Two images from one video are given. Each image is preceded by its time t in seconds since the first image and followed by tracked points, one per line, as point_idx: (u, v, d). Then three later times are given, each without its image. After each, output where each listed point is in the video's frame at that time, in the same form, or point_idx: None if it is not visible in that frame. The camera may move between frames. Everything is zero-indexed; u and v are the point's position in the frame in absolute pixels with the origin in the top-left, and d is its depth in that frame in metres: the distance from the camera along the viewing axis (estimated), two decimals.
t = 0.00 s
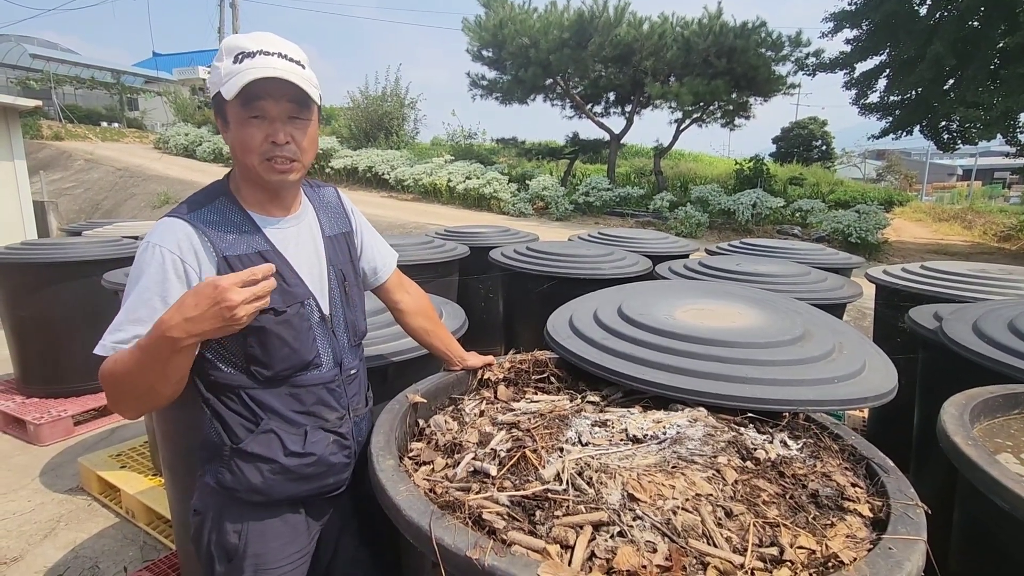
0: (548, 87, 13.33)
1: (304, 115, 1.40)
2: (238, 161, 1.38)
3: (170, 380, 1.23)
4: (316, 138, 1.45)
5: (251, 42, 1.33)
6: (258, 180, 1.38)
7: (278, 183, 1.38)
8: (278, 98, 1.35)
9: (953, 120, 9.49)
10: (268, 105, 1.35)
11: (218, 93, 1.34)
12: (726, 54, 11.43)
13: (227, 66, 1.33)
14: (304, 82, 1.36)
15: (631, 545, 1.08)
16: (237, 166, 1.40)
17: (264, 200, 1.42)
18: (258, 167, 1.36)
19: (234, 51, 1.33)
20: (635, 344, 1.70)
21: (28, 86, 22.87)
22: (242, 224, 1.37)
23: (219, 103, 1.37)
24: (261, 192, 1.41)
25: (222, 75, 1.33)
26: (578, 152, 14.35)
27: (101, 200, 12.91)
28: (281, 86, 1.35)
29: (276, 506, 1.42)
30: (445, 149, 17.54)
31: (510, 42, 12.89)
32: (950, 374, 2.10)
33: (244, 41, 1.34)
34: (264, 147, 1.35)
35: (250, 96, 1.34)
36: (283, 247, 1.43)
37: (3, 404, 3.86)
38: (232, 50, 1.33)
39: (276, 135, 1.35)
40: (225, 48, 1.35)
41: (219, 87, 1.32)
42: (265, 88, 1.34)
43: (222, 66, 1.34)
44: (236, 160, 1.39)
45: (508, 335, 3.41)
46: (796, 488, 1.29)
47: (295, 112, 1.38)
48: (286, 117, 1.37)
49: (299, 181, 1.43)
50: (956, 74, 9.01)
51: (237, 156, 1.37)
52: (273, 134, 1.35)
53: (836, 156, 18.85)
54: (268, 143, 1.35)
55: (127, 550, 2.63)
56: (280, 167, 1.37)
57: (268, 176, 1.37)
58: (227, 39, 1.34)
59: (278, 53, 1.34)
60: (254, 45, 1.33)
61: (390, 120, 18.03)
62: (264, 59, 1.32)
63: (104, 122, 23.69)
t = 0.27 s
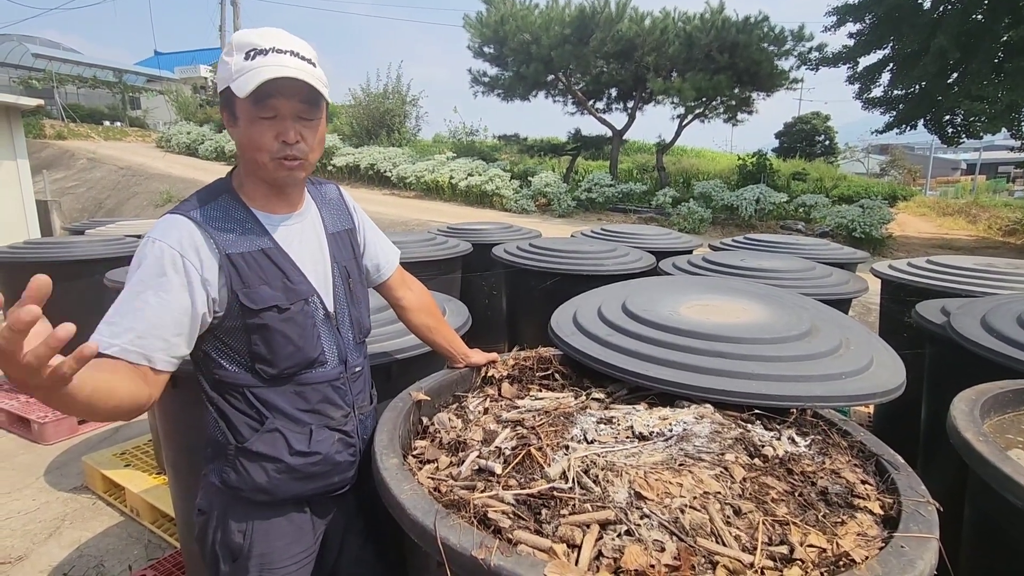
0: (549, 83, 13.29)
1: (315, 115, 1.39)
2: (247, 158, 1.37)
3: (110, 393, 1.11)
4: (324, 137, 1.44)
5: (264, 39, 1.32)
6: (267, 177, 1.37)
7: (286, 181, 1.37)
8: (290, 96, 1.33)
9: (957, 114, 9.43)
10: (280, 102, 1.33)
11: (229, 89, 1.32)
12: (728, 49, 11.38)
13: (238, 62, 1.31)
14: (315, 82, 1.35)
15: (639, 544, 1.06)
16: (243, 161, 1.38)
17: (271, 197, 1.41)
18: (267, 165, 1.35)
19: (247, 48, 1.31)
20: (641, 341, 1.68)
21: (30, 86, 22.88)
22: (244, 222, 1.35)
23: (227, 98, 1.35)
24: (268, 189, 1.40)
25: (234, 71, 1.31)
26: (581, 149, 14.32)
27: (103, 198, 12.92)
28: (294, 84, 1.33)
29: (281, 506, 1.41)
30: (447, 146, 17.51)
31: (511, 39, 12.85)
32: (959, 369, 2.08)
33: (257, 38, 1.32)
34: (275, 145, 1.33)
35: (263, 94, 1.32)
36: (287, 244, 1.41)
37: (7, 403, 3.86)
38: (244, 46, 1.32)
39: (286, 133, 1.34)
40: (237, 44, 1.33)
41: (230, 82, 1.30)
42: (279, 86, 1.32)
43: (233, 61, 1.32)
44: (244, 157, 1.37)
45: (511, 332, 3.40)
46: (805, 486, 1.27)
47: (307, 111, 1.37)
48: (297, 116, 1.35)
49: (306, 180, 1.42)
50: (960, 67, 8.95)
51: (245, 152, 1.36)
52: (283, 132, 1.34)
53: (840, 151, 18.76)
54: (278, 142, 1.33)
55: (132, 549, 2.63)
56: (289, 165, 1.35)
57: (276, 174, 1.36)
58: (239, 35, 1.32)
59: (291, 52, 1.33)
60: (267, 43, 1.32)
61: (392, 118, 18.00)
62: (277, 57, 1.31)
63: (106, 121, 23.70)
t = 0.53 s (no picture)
0: (551, 80, 13.26)
1: (327, 114, 1.40)
2: (257, 153, 1.36)
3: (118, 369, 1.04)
4: (333, 137, 1.44)
5: (283, 37, 1.33)
6: (277, 173, 1.36)
7: (297, 178, 1.37)
8: (307, 93, 1.34)
9: (961, 109, 9.39)
10: (297, 99, 1.34)
11: (244, 83, 1.31)
12: (731, 45, 11.34)
13: (256, 57, 1.30)
14: (331, 81, 1.37)
15: (645, 540, 1.06)
16: (253, 157, 1.37)
17: (278, 193, 1.40)
18: (279, 161, 1.34)
19: (266, 44, 1.31)
20: (645, 337, 1.68)
21: (32, 85, 22.90)
22: (249, 218, 1.35)
23: (240, 92, 1.33)
24: (275, 185, 1.39)
25: (251, 66, 1.30)
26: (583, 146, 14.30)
27: (106, 197, 12.94)
28: (310, 82, 1.34)
29: (285, 503, 1.41)
30: (449, 143, 17.49)
31: (513, 35, 12.83)
32: (964, 365, 2.07)
33: (275, 35, 1.32)
34: (289, 141, 1.33)
35: (280, 91, 1.32)
36: (292, 241, 1.41)
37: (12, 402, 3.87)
38: (263, 42, 1.32)
39: (302, 130, 1.34)
40: (254, 39, 1.32)
41: (247, 77, 1.29)
42: (295, 83, 1.32)
43: (250, 56, 1.31)
44: (254, 152, 1.36)
45: (515, 329, 3.40)
46: (811, 482, 1.27)
47: (320, 110, 1.38)
48: (311, 113, 1.36)
49: (314, 178, 1.42)
50: (965, 61, 8.90)
51: (257, 147, 1.34)
52: (298, 130, 1.34)
53: (842, 147, 18.70)
54: (293, 139, 1.33)
55: (137, 546, 2.63)
56: (301, 162, 1.35)
57: (289, 170, 1.35)
58: (257, 31, 1.32)
59: (309, 51, 1.34)
60: (287, 41, 1.32)
61: (394, 115, 17.99)
62: (296, 54, 1.32)
63: (108, 120, 23.73)
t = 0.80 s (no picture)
0: (552, 77, 13.24)
1: (325, 109, 1.39)
2: (255, 150, 1.36)
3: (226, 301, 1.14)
4: (333, 132, 1.43)
5: (276, 33, 1.32)
6: (275, 171, 1.37)
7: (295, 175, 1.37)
8: (301, 88, 1.33)
9: (964, 105, 9.35)
10: (292, 95, 1.33)
11: (240, 80, 1.31)
12: (733, 41, 11.31)
13: (250, 54, 1.30)
14: (326, 76, 1.36)
15: (648, 540, 1.06)
16: (252, 155, 1.38)
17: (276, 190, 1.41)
18: (277, 158, 1.34)
19: (259, 40, 1.30)
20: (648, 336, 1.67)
21: (33, 84, 22.91)
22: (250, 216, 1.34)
23: (237, 90, 1.34)
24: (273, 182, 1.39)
25: (246, 63, 1.29)
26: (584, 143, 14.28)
27: (108, 196, 12.95)
28: (304, 77, 1.33)
29: (285, 502, 1.40)
30: (450, 141, 17.48)
31: (514, 32, 12.80)
32: (967, 362, 2.07)
33: (268, 31, 1.32)
34: (285, 138, 1.33)
35: (275, 86, 1.31)
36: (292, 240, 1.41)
37: (15, 400, 3.87)
38: (256, 38, 1.31)
39: (297, 127, 1.33)
40: (248, 35, 1.32)
41: (241, 74, 1.29)
42: (289, 79, 1.32)
43: (245, 53, 1.31)
44: (252, 149, 1.36)
45: (516, 328, 3.40)
46: (814, 481, 1.27)
47: (317, 106, 1.37)
48: (308, 109, 1.35)
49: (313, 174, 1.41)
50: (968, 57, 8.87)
51: (254, 145, 1.35)
52: (294, 126, 1.33)
53: (844, 144, 18.65)
54: (289, 135, 1.33)
55: (140, 544, 2.64)
56: (298, 159, 1.35)
57: (285, 167, 1.35)
58: (250, 27, 1.31)
59: (303, 45, 1.33)
60: (280, 36, 1.31)
61: (395, 113, 17.97)
62: (289, 49, 1.31)
63: (109, 118, 23.75)
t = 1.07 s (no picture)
0: (554, 75, 13.22)
1: (330, 114, 1.39)
2: (257, 152, 1.36)
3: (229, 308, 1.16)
4: (337, 137, 1.43)
5: (285, 36, 1.31)
6: (276, 175, 1.37)
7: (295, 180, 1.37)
8: (308, 95, 1.32)
9: (967, 103, 9.33)
10: (298, 101, 1.32)
11: (246, 82, 1.30)
12: (735, 39, 11.27)
13: (258, 55, 1.29)
14: (334, 82, 1.35)
15: (651, 539, 1.06)
16: (254, 157, 1.37)
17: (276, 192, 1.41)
18: (279, 162, 1.34)
19: (267, 43, 1.30)
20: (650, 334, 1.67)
21: (35, 83, 22.92)
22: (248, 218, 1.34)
23: (243, 90, 1.33)
24: (274, 184, 1.39)
25: (252, 64, 1.28)
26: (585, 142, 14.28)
27: (110, 194, 12.96)
28: (312, 83, 1.32)
29: (278, 504, 1.40)
30: (452, 139, 17.47)
31: (515, 30, 12.79)
32: (970, 361, 2.06)
33: (277, 34, 1.31)
34: (290, 143, 1.33)
35: (282, 91, 1.30)
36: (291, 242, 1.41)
37: (17, 399, 3.87)
38: (264, 40, 1.30)
39: (301, 133, 1.33)
40: (256, 37, 1.31)
41: (248, 76, 1.28)
42: (296, 84, 1.31)
43: (252, 54, 1.30)
44: (254, 150, 1.36)
45: (518, 326, 3.40)
46: (818, 480, 1.26)
47: (323, 111, 1.36)
48: (314, 115, 1.35)
49: (314, 178, 1.41)
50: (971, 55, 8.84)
51: (257, 148, 1.35)
52: (298, 132, 1.33)
53: (847, 142, 18.60)
54: (292, 141, 1.33)
55: (143, 542, 2.64)
56: (300, 164, 1.35)
57: (287, 173, 1.36)
58: (260, 29, 1.31)
59: (312, 50, 1.32)
60: (289, 40, 1.30)
61: (396, 112, 17.96)
62: (298, 54, 1.30)
63: (111, 117, 23.76)
